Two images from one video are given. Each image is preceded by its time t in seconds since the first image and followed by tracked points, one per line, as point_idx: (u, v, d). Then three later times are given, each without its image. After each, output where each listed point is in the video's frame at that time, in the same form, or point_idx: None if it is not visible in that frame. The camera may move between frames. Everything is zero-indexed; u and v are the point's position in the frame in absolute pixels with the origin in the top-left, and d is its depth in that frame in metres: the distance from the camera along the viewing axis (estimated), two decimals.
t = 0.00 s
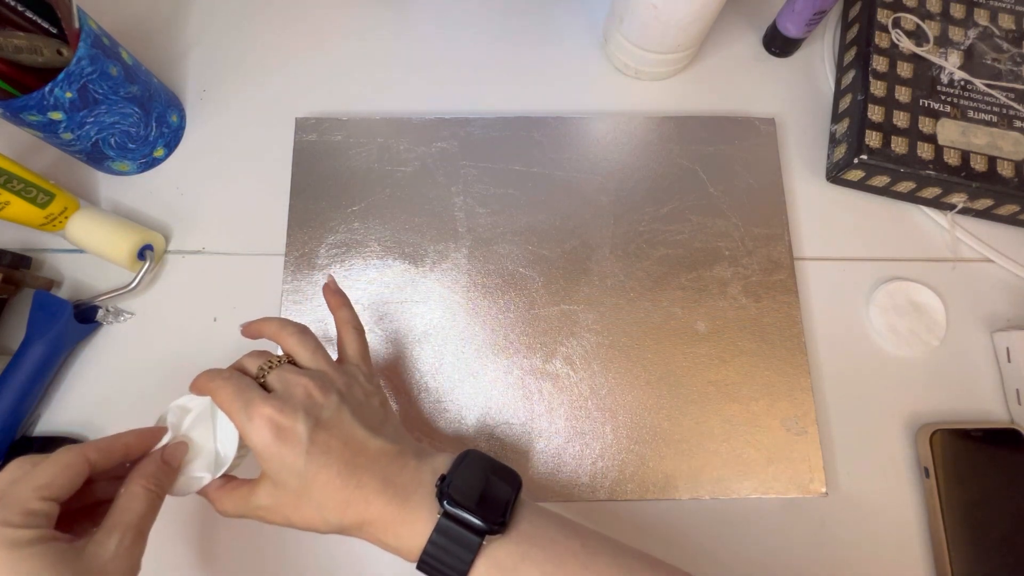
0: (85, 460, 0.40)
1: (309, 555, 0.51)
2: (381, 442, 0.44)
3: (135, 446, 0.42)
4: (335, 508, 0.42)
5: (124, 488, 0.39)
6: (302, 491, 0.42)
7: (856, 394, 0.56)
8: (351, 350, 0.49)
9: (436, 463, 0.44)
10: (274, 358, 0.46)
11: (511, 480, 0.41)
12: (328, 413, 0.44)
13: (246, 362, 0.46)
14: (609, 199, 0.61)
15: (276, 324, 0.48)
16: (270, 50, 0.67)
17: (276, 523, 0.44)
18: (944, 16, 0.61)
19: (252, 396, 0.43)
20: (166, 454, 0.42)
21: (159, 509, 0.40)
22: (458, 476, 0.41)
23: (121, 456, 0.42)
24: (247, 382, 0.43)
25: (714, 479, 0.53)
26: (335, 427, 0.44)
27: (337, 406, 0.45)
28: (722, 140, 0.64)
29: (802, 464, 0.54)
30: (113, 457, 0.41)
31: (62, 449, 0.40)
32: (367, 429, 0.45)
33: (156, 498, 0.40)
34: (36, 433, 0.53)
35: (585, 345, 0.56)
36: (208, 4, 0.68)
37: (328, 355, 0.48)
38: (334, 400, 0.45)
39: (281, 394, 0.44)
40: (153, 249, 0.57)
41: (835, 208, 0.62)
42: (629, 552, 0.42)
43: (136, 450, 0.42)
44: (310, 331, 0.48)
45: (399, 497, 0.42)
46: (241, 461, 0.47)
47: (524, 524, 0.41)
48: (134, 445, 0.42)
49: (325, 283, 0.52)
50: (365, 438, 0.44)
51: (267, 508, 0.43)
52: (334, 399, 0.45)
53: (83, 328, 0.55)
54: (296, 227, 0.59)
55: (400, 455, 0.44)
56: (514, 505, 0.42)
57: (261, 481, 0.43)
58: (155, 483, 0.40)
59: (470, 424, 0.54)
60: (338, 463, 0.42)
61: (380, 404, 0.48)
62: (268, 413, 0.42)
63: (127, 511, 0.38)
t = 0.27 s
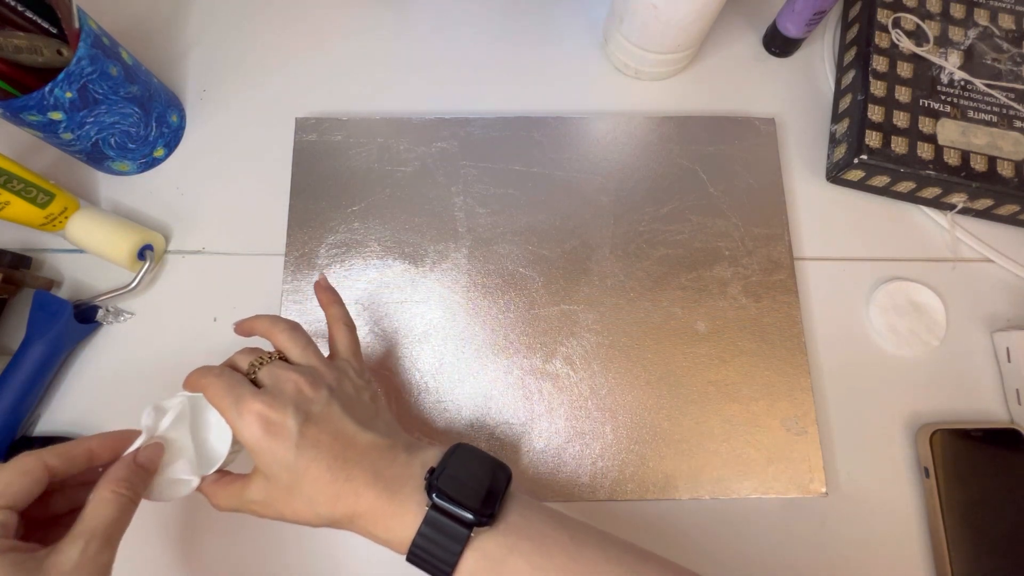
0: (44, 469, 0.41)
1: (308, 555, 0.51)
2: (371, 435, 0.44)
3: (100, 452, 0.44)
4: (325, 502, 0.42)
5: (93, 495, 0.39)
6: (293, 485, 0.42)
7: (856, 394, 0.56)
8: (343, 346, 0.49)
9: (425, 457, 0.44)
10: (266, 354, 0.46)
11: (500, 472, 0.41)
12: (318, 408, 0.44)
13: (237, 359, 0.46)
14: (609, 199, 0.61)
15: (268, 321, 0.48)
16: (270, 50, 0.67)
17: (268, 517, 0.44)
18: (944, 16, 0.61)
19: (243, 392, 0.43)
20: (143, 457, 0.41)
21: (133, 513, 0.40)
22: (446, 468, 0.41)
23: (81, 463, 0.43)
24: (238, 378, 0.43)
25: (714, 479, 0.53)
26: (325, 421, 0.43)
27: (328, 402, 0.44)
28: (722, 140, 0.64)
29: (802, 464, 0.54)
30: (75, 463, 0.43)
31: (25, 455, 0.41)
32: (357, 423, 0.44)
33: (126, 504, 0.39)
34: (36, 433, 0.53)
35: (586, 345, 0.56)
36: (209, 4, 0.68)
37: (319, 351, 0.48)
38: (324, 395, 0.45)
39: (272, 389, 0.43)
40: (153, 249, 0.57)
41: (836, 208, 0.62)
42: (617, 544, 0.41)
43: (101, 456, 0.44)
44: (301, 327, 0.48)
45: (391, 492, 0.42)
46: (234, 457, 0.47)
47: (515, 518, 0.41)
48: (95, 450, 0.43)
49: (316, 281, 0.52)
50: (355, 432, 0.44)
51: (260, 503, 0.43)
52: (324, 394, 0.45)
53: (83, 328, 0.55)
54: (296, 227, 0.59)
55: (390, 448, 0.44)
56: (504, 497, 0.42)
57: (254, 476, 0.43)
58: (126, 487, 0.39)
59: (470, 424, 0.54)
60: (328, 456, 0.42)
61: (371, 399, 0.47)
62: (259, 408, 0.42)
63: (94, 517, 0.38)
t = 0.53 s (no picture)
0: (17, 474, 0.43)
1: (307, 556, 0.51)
2: (366, 435, 0.44)
3: (74, 456, 0.46)
4: (320, 500, 0.42)
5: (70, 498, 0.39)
6: (288, 484, 0.42)
7: (856, 394, 0.56)
8: (338, 346, 0.49)
9: (421, 456, 0.44)
10: (260, 355, 0.46)
11: (496, 471, 0.42)
12: (312, 408, 0.44)
13: (231, 360, 0.46)
14: (609, 198, 0.61)
15: (262, 321, 0.47)
16: (269, 50, 0.67)
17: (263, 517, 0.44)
18: (944, 16, 0.61)
19: (240, 392, 0.43)
20: (120, 460, 0.41)
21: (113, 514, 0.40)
22: (443, 467, 0.41)
23: (54, 468, 0.45)
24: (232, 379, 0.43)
25: (714, 478, 0.53)
26: (321, 421, 0.44)
27: (322, 401, 0.44)
28: (722, 140, 0.64)
29: (802, 464, 0.54)
30: (47, 469, 0.45)
31: None
32: (351, 422, 0.45)
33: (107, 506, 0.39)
34: (36, 434, 0.53)
35: (586, 345, 0.56)
36: (209, 4, 0.68)
37: (314, 350, 0.48)
38: (319, 395, 0.45)
39: (266, 389, 0.44)
40: (153, 249, 0.57)
41: (836, 208, 0.62)
42: (613, 542, 0.42)
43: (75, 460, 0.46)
44: (296, 328, 0.48)
45: (387, 491, 0.42)
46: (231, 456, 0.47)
47: (511, 517, 0.41)
48: (69, 453, 0.45)
49: (313, 281, 0.52)
50: (350, 432, 0.44)
51: (254, 503, 0.43)
52: (319, 394, 0.45)
53: (83, 328, 0.55)
54: (296, 228, 0.59)
55: (385, 448, 0.44)
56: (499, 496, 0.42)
57: (248, 476, 0.43)
58: (103, 489, 0.40)
59: (471, 423, 0.54)
60: (322, 457, 0.42)
61: (366, 399, 0.48)
62: (254, 408, 0.42)
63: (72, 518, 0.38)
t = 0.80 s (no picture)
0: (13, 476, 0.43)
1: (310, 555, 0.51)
2: (366, 431, 0.44)
3: (68, 458, 0.46)
4: (320, 495, 0.42)
5: (65, 498, 0.39)
6: (288, 480, 0.42)
7: (855, 394, 0.56)
8: (339, 345, 0.49)
9: (421, 454, 0.44)
10: (261, 352, 0.46)
11: (496, 467, 0.41)
12: (312, 404, 0.44)
13: (232, 356, 0.46)
14: (609, 198, 0.61)
15: (263, 319, 0.48)
16: (269, 50, 0.67)
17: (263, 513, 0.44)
18: (943, 16, 0.61)
19: (240, 392, 0.43)
20: (115, 460, 0.41)
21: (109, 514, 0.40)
22: (442, 463, 0.41)
23: (49, 468, 0.45)
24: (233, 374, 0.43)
25: (714, 478, 0.53)
26: (320, 421, 0.43)
27: (323, 398, 0.44)
28: (722, 140, 0.64)
29: (802, 464, 0.54)
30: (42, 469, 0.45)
31: None
32: (352, 419, 0.45)
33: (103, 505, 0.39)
34: (36, 434, 0.53)
35: (586, 345, 0.56)
36: (209, 4, 0.68)
37: (314, 348, 0.48)
38: (319, 395, 0.45)
39: (267, 384, 0.43)
40: (153, 249, 0.57)
41: (836, 208, 0.62)
42: (611, 540, 0.42)
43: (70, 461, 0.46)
44: (297, 326, 0.48)
45: (387, 488, 0.42)
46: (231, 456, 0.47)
47: (510, 516, 0.42)
48: (63, 454, 0.45)
49: (312, 280, 0.52)
50: (350, 428, 0.44)
51: (254, 499, 0.43)
52: (319, 391, 0.45)
53: (83, 328, 0.55)
54: (296, 227, 0.59)
55: (385, 447, 0.44)
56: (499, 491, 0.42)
57: (248, 473, 0.43)
58: (98, 490, 0.40)
59: (470, 423, 0.54)
60: (323, 453, 0.42)
61: (366, 397, 0.47)
62: (256, 404, 0.42)
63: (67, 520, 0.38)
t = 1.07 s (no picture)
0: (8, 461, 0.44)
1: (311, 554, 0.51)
2: (351, 417, 0.44)
3: (60, 442, 0.46)
4: (306, 477, 0.42)
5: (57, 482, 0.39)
6: (275, 467, 0.42)
7: (855, 394, 0.56)
8: (327, 336, 0.50)
9: (402, 437, 0.44)
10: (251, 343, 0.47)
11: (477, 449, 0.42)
12: (299, 392, 0.44)
13: (223, 348, 0.47)
14: (609, 198, 0.61)
15: (254, 312, 0.48)
16: (269, 50, 0.67)
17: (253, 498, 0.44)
18: (943, 16, 0.61)
19: (239, 392, 0.43)
20: (107, 446, 0.41)
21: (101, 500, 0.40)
22: (423, 444, 0.41)
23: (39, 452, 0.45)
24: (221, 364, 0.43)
25: (715, 478, 0.53)
26: (320, 420, 0.43)
27: (309, 386, 0.45)
28: (722, 140, 0.64)
29: (802, 464, 0.54)
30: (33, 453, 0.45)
31: None
32: (337, 406, 0.45)
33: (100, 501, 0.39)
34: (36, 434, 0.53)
35: (586, 345, 0.56)
36: (208, 4, 0.68)
37: (302, 340, 0.48)
38: (319, 394, 0.45)
39: (256, 374, 0.44)
40: (153, 249, 0.57)
41: (836, 208, 0.62)
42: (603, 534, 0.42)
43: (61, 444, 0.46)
44: (285, 318, 0.49)
45: (372, 471, 0.42)
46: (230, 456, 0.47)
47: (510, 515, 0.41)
48: (54, 438, 0.46)
49: (304, 276, 0.53)
50: (335, 415, 0.44)
51: (245, 484, 0.43)
52: (306, 378, 0.45)
53: (83, 328, 0.55)
54: (296, 227, 0.59)
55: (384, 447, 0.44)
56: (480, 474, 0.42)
57: (248, 473, 0.43)
58: (91, 473, 0.40)
59: (471, 423, 0.54)
60: (317, 448, 0.42)
61: (352, 385, 0.48)
62: (243, 392, 0.42)
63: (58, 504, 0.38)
